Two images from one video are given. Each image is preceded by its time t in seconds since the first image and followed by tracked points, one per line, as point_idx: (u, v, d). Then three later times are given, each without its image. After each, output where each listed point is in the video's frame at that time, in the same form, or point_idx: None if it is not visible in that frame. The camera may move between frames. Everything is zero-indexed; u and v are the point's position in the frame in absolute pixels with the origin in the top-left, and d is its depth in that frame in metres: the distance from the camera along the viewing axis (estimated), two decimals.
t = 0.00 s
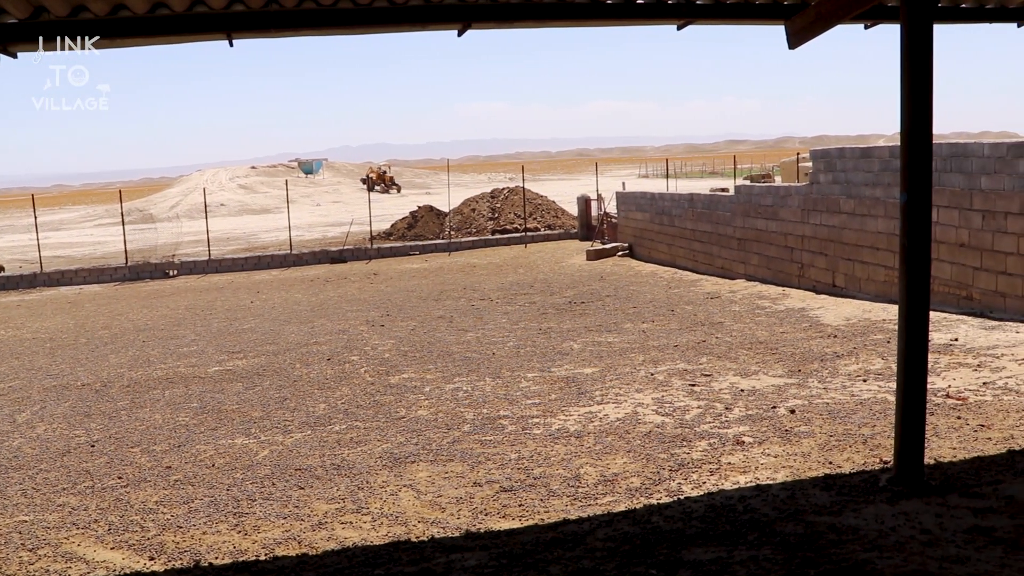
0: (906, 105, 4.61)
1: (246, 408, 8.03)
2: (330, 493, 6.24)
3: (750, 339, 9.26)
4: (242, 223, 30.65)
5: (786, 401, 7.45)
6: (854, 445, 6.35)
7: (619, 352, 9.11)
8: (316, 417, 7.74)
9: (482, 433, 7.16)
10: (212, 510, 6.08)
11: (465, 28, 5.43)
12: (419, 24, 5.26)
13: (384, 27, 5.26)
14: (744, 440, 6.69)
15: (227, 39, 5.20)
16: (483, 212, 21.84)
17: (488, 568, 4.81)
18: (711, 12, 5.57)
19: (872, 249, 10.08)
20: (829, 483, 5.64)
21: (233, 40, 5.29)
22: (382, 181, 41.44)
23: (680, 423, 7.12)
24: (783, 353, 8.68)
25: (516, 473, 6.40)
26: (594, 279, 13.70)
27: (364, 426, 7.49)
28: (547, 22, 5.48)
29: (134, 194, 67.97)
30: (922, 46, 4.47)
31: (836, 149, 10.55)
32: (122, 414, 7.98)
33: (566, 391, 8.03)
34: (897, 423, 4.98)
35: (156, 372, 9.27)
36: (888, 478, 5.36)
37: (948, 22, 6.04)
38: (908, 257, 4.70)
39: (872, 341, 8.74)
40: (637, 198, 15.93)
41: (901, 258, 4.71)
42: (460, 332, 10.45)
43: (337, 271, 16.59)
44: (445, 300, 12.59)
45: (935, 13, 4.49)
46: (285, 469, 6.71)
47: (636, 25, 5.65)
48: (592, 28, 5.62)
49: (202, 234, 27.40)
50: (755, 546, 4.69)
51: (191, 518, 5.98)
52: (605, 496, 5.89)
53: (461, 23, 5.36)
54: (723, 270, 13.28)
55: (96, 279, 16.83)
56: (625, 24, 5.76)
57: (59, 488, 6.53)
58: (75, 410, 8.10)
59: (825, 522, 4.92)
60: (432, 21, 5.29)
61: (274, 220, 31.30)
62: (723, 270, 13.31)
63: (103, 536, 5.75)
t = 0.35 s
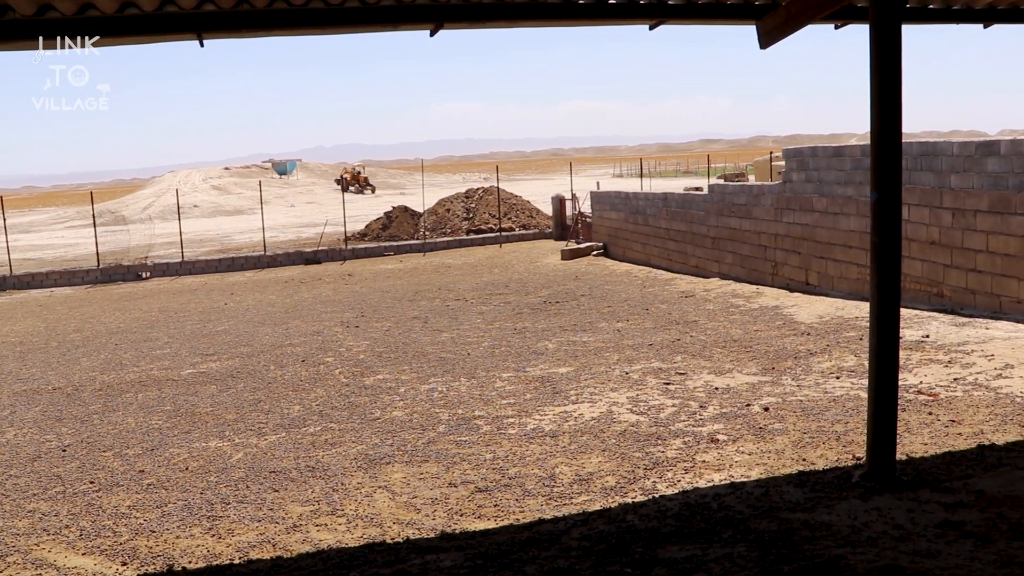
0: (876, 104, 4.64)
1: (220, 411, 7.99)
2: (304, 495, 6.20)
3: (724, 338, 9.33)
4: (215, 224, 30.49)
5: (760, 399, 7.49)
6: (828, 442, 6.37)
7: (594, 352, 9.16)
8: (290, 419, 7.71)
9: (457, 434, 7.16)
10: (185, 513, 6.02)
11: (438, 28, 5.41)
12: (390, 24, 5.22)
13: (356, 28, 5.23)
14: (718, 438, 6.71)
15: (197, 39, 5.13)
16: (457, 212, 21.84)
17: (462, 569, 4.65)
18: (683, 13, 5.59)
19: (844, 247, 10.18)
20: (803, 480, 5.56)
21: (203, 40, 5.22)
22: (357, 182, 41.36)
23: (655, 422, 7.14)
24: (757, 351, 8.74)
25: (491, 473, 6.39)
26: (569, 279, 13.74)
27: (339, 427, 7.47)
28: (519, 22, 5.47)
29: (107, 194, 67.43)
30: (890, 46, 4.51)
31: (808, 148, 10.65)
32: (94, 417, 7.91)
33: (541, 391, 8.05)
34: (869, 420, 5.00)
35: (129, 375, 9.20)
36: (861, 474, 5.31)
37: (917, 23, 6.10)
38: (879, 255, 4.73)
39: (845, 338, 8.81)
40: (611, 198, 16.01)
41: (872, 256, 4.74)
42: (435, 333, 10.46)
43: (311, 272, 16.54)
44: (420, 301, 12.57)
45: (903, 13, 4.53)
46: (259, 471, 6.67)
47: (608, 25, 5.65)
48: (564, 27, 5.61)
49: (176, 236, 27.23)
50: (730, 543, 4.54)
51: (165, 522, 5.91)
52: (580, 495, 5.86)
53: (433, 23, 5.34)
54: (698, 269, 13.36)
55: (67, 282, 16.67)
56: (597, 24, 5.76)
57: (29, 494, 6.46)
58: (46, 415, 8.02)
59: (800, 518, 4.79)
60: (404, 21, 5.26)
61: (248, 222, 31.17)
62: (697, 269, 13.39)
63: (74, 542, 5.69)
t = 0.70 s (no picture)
0: (846, 104, 4.67)
1: (194, 413, 7.94)
2: (279, 498, 6.16)
3: (699, 337, 9.38)
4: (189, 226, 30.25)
5: (735, 397, 7.53)
6: (801, 440, 6.41)
7: (570, 352, 9.18)
8: (265, 421, 7.67)
9: (432, 435, 7.15)
10: (159, 517, 5.97)
11: (410, 28, 5.40)
12: (363, 24, 5.19)
13: (329, 28, 5.20)
14: (693, 436, 6.74)
15: (168, 40, 5.06)
16: (433, 212, 21.81)
17: (438, 570, 4.63)
18: (656, 13, 5.60)
19: (818, 246, 10.27)
20: (777, 477, 5.59)
21: (175, 41, 5.15)
22: (333, 182, 41.19)
23: (630, 421, 7.16)
24: (732, 350, 8.80)
25: (467, 474, 6.38)
26: (545, 279, 13.75)
27: (314, 429, 7.44)
28: (492, 22, 5.46)
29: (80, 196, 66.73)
30: (860, 46, 4.54)
31: (782, 148, 10.73)
32: (66, 422, 7.83)
33: (517, 391, 8.06)
34: (841, 418, 5.04)
35: (101, 378, 9.11)
36: (834, 472, 5.34)
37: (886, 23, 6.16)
38: (851, 253, 4.77)
39: (819, 336, 8.88)
40: (587, 198, 16.05)
41: (844, 255, 4.78)
42: (411, 333, 10.44)
43: (287, 273, 16.46)
44: (395, 302, 12.54)
45: (873, 14, 4.57)
46: (234, 474, 6.63)
47: (581, 26, 5.66)
48: (538, 27, 5.60)
49: (149, 237, 26.98)
50: (705, 542, 4.56)
51: (138, 526, 5.86)
52: (556, 495, 5.87)
53: (406, 23, 5.31)
54: (673, 268, 13.42)
55: (39, 284, 16.48)
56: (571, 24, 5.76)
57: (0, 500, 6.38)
58: (16, 419, 7.93)
59: (774, 516, 4.82)
60: (376, 21, 5.24)
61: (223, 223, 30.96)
62: (673, 268, 13.44)
63: (46, 547, 5.62)
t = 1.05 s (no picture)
0: (823, 103, 4.70)
1: (171, 416, 7.85)
2: (256, 500, 6.10)
3: (677, 336, 9.41)
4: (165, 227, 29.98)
5: (713, 397, 7.56)
6: (779, 439, 6.44)
7: (548, 352, 9.18)
8: (242, 423, 7.61)
9: (411, 436, 7.12)
10: (136, 520, 5.89)
11: (387, 28, 5.37)
12: (341, 24, 5.15)
13: (305, 28, 5.17)
14: (671, 436, 6.75)
15: (142, 40, 5.00)
16: (411, 212, 21.76)
17: (418, 571, 4.60)
18: (633, 13, 5.60)
19: (795, 245, 10.35)
20: (755, 477, 5.61)
21: (150, 41, 5.09)
22: (310, 183, 41.00)
23: (608, 421, 7.17)
24: (710, 349, 8.84)
25: (446, 475, 6.35)
26: (523, 279, 13.75)
27: (292, 430, 7.38)
28: (470, 22, 5.44)
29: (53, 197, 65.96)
30: (836, 46, 4.57)
31: (759, 148, 10.80)
32: (41, 425, 7.72)
33: (496, 391, 8.05)
34: (819, 417, 5.06)
35: (76, 380, 9.00)
36: (812, 470, 5.37)
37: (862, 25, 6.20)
38: (828, 252, 4.79)
39: (796, 336, 8.94)
40: (565, 198, 16.07)
41: (821, 253, 4.80)
42: (389, 334, 10.40)
43: (264, 274, 16.35)
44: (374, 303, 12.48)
45: (849, 14, 4.60)
46: (211, 477, 6.56)
47: (559, 25, 5.65)
48: (517, 27, 5.58)
49: (124, 238, 26.69)
50: (684, 541, 4.57)
51: (114, 529, 5.78)
52: (535, 495, 5.86)
53: (384, 23, 5.28)
54: (651, 268, 13.46)
55: (12, 286, 16.27)
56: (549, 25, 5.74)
57: None
58: None
59: (752, 515, 4.84)
60: (353, 21, 5.20)
61: (200, 224, 30.71)
62: (651, 268, 13.49)
63: (20, 552, 5.52)
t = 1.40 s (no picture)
0: (803, 103, 4.72)
1: (151, 417, 7.79)
2: (236, 501, 6.05)
3: (658, 336, 9.44)
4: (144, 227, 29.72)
5: (694, 396, 7.59)
6: (759, 437, 6.47)
7: (529, 352, 9.18)
8: (222, 424, 7.55)
9: (391, 436, 7.10)
10: (114, 523, 5.83)
11: (367, 28, 5.34)
12: (319, 24, 5.12)
13: (284, 28, 5.14)
14: (652, 435, 6.77)
15: (120, 40, 4.95)
16: (392, 212, 21.69)
17: (399, 572, 4.58)
18: (613, 13, 5.60)
19: (775, 245, 10.42)
20: (735, 475, 5.63)
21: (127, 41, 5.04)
22: (290, 183, 40.76)
23: (589, 421, 7.17)
24: (691, 349, 8.88)
25: (427, 475, 6.33)
26: (504, 279, 13.75)
27: (272, 431, 7.34)
28: (450, 22, 5.43)
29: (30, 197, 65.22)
30: (815, 47, 4.60)
31: (739, 148, 10.86)
32: (18, 427, 7.63)
33: (476, 391, 8.04)
34: (800, 416, 5.09)
35: (54, 382, 8.89)
36: (792, 468, 5.39)
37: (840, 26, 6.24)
38: (807, 252, 4.82)
39: (776, 335, 8.99)
40: (546, 199, 16.08)
41: (800, 253, 4.82)
42: (370, 334, 10.36)
43: (245, 275, 16.23)
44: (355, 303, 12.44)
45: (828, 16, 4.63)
46: (191, 478, 6.50)
47: (539, 25, 5.65)
48: (497, 27, 5.57)
49: (102, 239, 26.43)
50: (664, 540, 4.58)
51: (93, 532, 5.71)
52: (516, 495, 5.85)
53: (363, 23, 5.25)
54: (632, 268, 13.49)
55: None
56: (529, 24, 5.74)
57: None
58: None
59: (732, 513, 4.86)
60: (333, 20, 5.18)
61: (179, 224, 30.46)
62: (632, 267, 13.51)
63: None
